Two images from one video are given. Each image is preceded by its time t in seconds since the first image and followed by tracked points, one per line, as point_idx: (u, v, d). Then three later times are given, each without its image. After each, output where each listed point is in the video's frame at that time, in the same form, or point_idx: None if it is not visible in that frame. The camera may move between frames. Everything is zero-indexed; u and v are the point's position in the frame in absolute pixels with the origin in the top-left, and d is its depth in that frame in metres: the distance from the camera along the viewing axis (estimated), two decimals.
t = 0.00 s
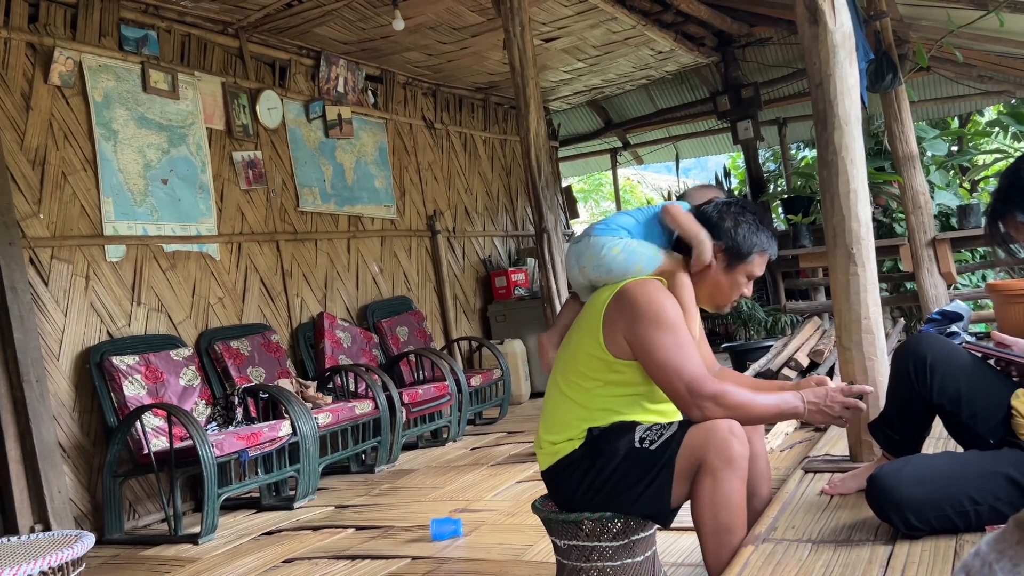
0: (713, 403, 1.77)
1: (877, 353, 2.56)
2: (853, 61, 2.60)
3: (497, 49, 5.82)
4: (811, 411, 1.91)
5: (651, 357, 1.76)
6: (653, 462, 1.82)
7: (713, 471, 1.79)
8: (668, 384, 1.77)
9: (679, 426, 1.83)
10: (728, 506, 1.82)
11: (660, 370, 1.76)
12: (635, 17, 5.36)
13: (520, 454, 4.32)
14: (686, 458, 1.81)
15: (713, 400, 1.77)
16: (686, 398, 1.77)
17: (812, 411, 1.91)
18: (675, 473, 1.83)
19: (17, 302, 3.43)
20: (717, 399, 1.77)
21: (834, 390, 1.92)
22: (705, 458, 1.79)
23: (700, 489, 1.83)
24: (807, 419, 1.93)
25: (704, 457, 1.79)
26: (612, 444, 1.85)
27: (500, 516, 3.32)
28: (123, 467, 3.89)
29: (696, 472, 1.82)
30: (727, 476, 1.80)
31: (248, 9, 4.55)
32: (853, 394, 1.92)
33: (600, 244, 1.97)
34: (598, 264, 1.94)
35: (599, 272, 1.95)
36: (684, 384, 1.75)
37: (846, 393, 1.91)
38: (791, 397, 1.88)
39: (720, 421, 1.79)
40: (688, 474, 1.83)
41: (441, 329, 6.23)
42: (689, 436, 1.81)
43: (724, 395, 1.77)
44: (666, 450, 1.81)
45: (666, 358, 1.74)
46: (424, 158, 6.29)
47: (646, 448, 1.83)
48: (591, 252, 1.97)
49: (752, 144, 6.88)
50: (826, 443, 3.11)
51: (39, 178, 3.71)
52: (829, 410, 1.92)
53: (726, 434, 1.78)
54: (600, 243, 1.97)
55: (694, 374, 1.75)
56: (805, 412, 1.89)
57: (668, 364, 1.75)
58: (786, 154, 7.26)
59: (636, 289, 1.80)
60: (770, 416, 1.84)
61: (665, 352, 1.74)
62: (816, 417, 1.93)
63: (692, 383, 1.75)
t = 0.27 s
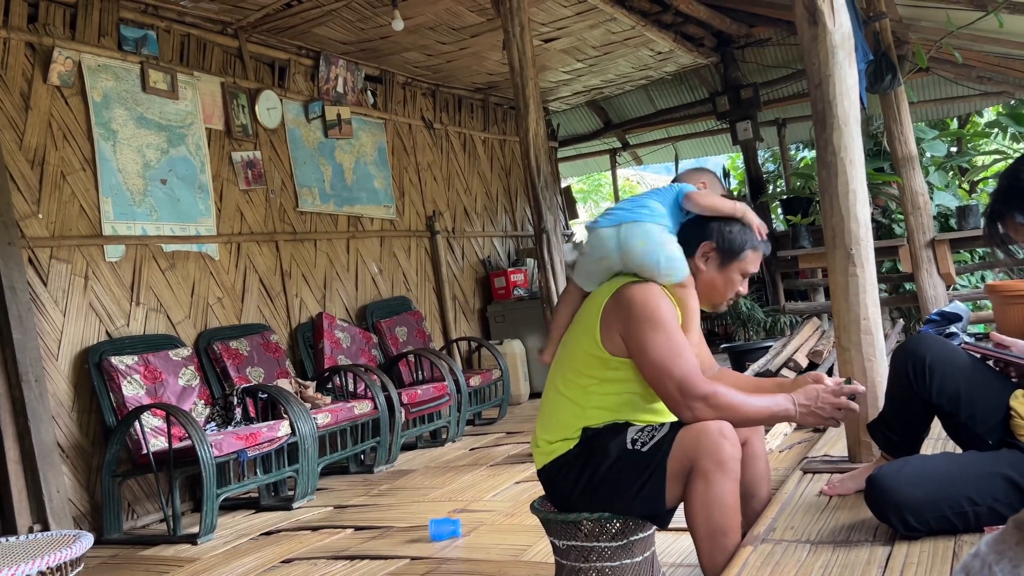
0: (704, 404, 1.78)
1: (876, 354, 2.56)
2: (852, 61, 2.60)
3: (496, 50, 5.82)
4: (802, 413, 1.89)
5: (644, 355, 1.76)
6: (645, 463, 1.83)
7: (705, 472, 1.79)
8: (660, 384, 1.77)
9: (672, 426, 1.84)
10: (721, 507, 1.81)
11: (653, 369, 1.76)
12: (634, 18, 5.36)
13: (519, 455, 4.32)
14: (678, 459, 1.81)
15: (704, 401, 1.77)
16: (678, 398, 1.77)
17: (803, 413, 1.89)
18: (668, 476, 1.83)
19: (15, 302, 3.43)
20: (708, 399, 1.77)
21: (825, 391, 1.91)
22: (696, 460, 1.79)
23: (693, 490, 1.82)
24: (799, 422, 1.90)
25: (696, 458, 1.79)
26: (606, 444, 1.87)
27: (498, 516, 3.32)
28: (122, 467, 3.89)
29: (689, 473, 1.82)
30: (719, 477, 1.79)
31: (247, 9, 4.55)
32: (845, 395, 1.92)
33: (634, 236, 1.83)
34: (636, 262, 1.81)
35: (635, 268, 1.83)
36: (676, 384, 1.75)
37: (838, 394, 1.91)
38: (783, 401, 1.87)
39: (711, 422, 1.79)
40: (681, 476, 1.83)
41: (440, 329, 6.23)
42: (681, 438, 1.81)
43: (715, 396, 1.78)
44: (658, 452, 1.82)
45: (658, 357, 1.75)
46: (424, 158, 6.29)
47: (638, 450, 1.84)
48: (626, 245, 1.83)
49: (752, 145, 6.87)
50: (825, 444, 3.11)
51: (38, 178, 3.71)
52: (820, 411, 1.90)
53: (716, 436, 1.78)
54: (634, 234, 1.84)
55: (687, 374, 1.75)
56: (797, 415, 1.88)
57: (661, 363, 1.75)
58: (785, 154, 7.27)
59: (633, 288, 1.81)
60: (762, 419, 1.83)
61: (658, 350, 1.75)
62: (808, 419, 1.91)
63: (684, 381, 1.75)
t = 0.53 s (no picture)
0: (711, 405, 1.77)
1: (875, 354, 2.56)
2: (852, 61, 2.60)
3: (496, 50, 5.82)
4: (811, 407, 1.91)
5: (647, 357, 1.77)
6: (650, 461, 1.83)
7: (711, 471, 1.79)
8: (666, 386, 1.78)
9: (678, 426, 1.83)
10: (727, 506, 1.81)
11: (658, 371, 1.77)
12: (634, 18, 5.37)
13: (518, 455, 4.32)
14: (684, 458, 1.81)
15: (711, 402, 1.77)
16: (683, 399, 1.78)
17: (813, 407, 1.91)
18: (673, 474, 1.83)
19: (14, 301, 3.43)
20: (715, 400, 1.77)
21: (835, 384, 1.91)
22: (703, 460, 1.79)
23: (698, 489, 1.82)
24: (808, 416, 1.92)
25: (702, 458, 1.79)
26: (609, 444, 1.86)
27: (498, 516, 3.32)
28: (121, 467, 3.89)
29: (694, 472, 1.82)
30: (726, 476, 1.79)
31: (247, 9, 4.55)
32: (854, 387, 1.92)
33: (666, 251, 1.76)
34: (669, 278, 1.75)
35: (665, 284, 1.77)
36: (682, 386, 1.76)
37: (846, 387, 1.91)
38: (790, 394, 1.88)
39: (718, 422, 1.79)
40: (686, 475, 1.83)
41: (439, 329, 6.23)
42: (687, 438, 1.81)
43: (721, 396, 1.77)
44: (663, 451, 1.82)
45: (662, 359, 1.75)
46: (423, 158, 6.29)
47: (644, 448, 1.84)
48: (659, 260, 1.75)
49: (751, 146, 6.85)
50: (824, 444, 3.11)
51: (37, 177, 3.71)
52: (830, 405, 1.92)
53: (723, 435, 1.77)
54: (665, 248, 1.77)
55: (691, 375, 1.75)
56: (806, 408, 1.90)
57: (666, 365, 1.75)
58: (785, 155, 7.27)
59: (637, 292, 1.81)
60: (770, 413, 1.84)
61: (663, 353, 1.75)
62: (817, 412, 1.93)
63: (690, 384, 1.75)
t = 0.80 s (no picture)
0: (704, 405, 1.78)
1: (874, 354, 2.56)
2: (851, 61, 2.60)
3: (495, 49, 5.82)
4: (805, 408, 1.92)
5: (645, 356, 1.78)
6: (645, 462, 1.82)
7: (706, 472, 1.79)
8: (661, 386, 1.79)
9: (672, 426, 1.83)
10: (721, 507, 1.81)
11: (653, 369, 1.78)
12: (633, 18, 5.37)
13: (517, 454, 4.32)
14: (678, 459, 1.81)
15: (704, 402, 1.77)
16: (677, 399, 1.78)
17: (807, 408, 1.92)
18: (669, 475, 1.82)
19: (13, 300, 3.42)
20: (708, 400, 1.78)
21: (830, 387, 1.92)
22: (697, 460, 1.79)
23: (692, 489, 1.82)
24: (803, 417, 1.92)
25: (696, 459, 1.79)
26: (605, 445, 1.86)
27: (496, 516, 3.33)
28: (120, 466, 3.88)
29: (688, 473, 1.82)
30: (720, 477, 1.79)
31: (246, 8, 4.54)
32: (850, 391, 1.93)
33: (679, 257, 1.81)
34: (682, 284, 1.81)
35: (677, 290, 1.83)
36: (675, 385, 1.77)
37: (842, 390, 1.92)
38: (785, 395, 1.89)
39: (712, 423, 1.79)
40: (680, 475, 1.83)
41: (438, 328, 6.23)
42: (681, 439, 1.80)
43: (715, 397, 1.78)
44: (658, 451, 1.82)
45: (659, 358, 1.77)
46: (422, 157, 6.29)
47: (639, 449, 1.83)
48: (673, 266, 1.80)
49: (750, 146, 6.85)
50: (823, 443, 3.11)
51: (36, 176, 3.71)
52: (824, 406, 1.92)
53: (717, 435, 1.77)
54: (677, 254, 1.82)
55: (687, 374, 1.76)
56: (800, 408, 1.90)
57: (662, 363, 1.76)
58: (784, 154, 7.27)
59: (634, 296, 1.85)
60: (764, 414, 1.84)
61: (661, 350, 1.77)
62: (810, 414, 1.93)
63: (684, 383, 1.76)
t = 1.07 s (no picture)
0: (702, 404, 1.79)
1: (872, 353, 2.57)
2: (849, 60, 2.60)
3: (494, 49, 5.82)
4: (803, 406, 1.91)
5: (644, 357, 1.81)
6: (644, 461, 1.82)
7: (704, 471, 1.78)
8: (659, 385, 1.80)
9: (671, 425, 1.82)
10: (720, 506, 1.81)
11: (652, 368, 1.80)
12: (632, 17, 5.36)
13: (516, 454, 4.32)
14: (677, 458, 1.80)
15: (702, 401, 1.79)
16: (675, 398, 1.80)
17: (805, 407, 1.90)
18: (667, 474, 1.82)
19: (11, 299, 3.42)
20: (706, 399, 1.79)
21: (829, 386, 1.92)
22: (696, 459, 1.78)
23: (691, 489, 1.82)
24: (801, 416, 1.92)
25: (695, 458, 1.78)
26: (603, 444, 1.86)
27: (495, 515, 3.32)
28: (118, 465, 3.88)
29: (687, 472, 1.82)
30: (719, 475, 1.78)
31: (245, 7, 4.54)
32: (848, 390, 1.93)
33: (671, 267, 1.81)
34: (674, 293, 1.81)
35: (668, 299, 1.83)
36: (673, 383, 1.78)
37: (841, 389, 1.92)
38: (784, 394, 1.89)
39: (711, 422, 1.79)
40: (679, 475, 1.83)
41: (437, 328, 6.23)
42: (680, 438, 1.80)
43: (713, 395, 1.79)
44: (657, 450, 1.81)
45: (658, 356, 1.79)
46: (421, 157, 6.29)
47: (637, 448, 1.83)
48: (665, 276, 1.80)
49: (749, 145, 6.85)
50: (821, 442, 3.11)
51: (34, 175, 3.70)
52: (822, 405, 1.91)
53: (715, 435, 1.77)
54: (669, 263, 1.81)
55: (685, 372, 1.78)
56: (798, 407, 1.89)
57: (661, 362, 1.79)
58: (783, 154, 7.27)
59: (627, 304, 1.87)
60: (763, 412, 1.85)
61: (659, 349, 1.80)
62: (808, 412, 1.91)
63: (682, 382, 1.78)
